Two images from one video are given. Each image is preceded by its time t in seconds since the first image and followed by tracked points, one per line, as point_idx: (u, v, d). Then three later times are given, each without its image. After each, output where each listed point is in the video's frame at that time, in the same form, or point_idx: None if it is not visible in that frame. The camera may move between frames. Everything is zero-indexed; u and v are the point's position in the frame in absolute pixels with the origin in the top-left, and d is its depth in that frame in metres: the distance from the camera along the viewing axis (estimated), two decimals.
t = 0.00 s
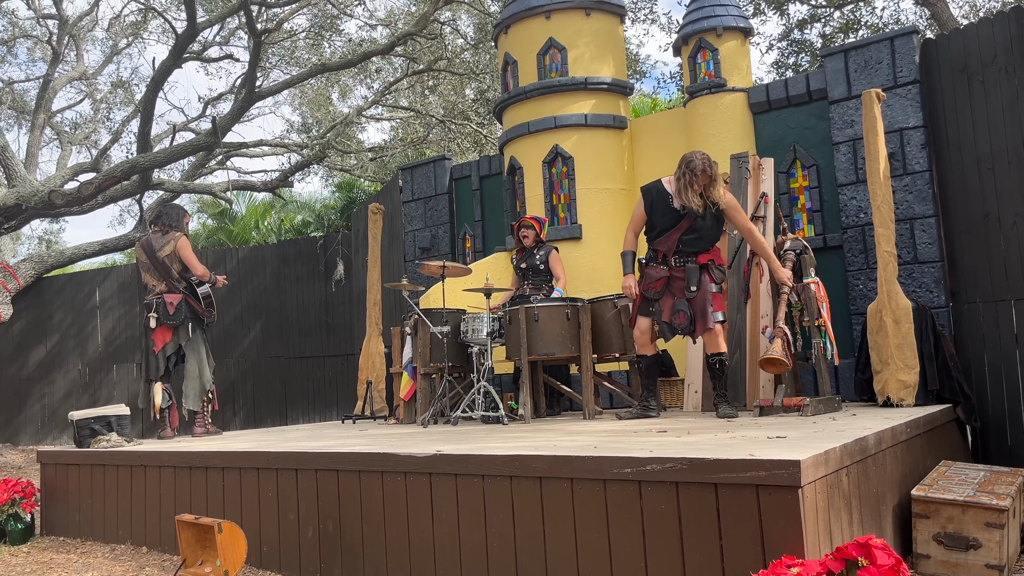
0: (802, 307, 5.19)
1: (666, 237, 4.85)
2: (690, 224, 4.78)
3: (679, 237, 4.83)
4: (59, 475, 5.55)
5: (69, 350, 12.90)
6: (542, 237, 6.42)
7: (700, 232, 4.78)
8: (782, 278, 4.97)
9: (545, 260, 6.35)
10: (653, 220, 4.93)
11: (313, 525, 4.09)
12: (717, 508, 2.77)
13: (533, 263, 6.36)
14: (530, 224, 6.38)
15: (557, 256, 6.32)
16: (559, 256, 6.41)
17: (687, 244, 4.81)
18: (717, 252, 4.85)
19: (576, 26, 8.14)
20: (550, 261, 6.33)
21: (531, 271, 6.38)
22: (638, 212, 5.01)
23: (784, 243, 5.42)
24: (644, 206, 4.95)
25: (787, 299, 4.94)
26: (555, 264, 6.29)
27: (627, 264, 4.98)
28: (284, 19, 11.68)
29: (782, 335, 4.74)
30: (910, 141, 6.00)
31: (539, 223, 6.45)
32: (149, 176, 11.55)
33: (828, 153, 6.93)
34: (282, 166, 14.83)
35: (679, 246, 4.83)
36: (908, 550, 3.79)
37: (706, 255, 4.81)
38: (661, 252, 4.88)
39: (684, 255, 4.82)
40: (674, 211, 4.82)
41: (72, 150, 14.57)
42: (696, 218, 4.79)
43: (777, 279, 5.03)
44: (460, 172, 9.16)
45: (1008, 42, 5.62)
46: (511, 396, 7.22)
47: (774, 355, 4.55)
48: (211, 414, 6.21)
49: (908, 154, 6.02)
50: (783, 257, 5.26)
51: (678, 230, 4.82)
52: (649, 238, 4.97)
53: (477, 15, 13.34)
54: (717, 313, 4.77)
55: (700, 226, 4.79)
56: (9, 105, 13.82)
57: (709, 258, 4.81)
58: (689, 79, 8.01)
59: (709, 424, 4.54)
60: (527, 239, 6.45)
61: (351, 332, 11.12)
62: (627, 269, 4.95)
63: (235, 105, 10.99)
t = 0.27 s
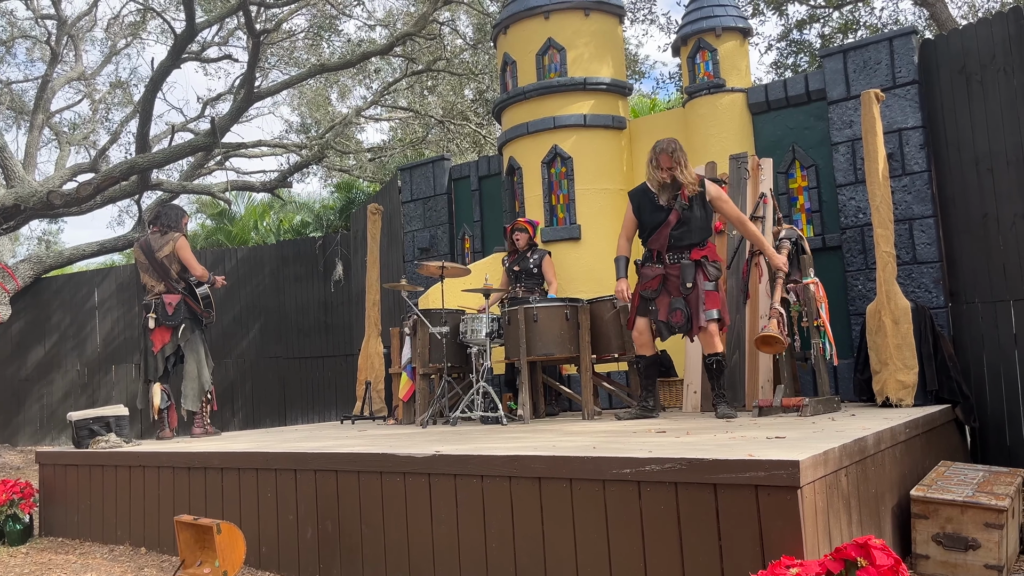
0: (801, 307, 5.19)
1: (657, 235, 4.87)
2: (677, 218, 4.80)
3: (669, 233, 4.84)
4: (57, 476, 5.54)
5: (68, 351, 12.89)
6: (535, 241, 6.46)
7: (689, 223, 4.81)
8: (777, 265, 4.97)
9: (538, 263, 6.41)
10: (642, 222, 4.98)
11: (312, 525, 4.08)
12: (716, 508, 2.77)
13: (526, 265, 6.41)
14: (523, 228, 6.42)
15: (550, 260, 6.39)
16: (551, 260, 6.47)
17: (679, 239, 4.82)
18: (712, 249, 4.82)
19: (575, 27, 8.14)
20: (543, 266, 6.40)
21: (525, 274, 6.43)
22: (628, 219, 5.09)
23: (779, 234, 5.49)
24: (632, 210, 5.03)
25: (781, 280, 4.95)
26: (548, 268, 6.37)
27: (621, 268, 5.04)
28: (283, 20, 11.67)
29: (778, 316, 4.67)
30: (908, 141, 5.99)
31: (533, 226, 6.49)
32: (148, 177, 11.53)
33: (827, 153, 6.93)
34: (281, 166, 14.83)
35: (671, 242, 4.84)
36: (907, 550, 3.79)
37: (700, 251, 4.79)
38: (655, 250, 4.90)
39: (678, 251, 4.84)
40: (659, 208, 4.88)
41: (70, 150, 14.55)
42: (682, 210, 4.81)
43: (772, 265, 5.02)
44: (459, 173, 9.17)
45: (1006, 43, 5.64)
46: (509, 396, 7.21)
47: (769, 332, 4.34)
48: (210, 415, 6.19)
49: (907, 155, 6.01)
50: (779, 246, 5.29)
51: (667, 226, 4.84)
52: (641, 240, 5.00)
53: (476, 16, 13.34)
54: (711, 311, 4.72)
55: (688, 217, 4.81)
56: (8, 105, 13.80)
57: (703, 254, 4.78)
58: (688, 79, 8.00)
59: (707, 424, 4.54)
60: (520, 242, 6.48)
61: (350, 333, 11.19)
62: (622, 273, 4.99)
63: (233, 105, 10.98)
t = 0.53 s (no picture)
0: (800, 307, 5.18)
1: (650, 232, 4.90)
2: (669, 212, 4.85)
3: (662, 229, 4.87)
4: (56, 476, 5.54)
5: (67, 351, 12.88)
6: (533, 242, 6.46)
7: (681, 217, 4.84)
8: (773, 253, 4.99)
9: (537, 264, 6.42)
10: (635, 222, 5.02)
11: (311, 526, 4.08)
12: (715, 508, 2.77)
13: (525, 266, 6.42)
14: (521, 229, 6.42)
15: (549, 261, 6.41)
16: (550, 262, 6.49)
17: (673, 235, 4.84)
18: (706, 245, 4.82)
19: (573, 27, 8.13)
20: (543, 266, 6.41)
21: (524, 275, 6.44)
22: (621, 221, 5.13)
23: (772, 219, 5.40)
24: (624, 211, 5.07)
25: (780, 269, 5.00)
26: (546, 269, 6.38)
27: (615, 271, 5.05)
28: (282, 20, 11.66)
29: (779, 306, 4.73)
30: (907, 141, 6.00)
31: (530, 227, 6.50)
32: (146, 177, 11.52)
33: (826, 154, 6.93)
34: (279, 167, 14.82)
35: (666, 239, 4.86)
36: (906, 550, 3.79)
37: (694, 248, 4.78)
38: (649, 247, 4.92)
39: (673, 247, 4.84)
40: (652, 205, 4.94)
41: (69, 151, 14.54)
42: (673, 205, 4.87)
43: (769, 254, 5.04)
44: (458, 173, 9.17)
45: (1005, 43, 5.63)
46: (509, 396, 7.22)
47: (778, 324, 4.50)
48: (209, 416, 6.19)
49: (906, 155, 6.02)
50: (773, 234, 5.22)
51: (660, 222, 4.87)
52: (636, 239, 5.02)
53: (474, 16, 13.34)
54: (704, 310, 4.72)
55: (680, 211, 4.85)
56: (6, 106, 13.79)
57: (697, 252, 4.78)
58: (686, 79, 8.00)
59: (705, 424, 4.55)
60: (518, 243, 6.48)
61: (348, 333, 11.20)
62: (616, 275, 5.01)
63: (232, 106, 10.98)
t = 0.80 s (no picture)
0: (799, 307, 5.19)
1: (648, 228, 4.88)
2: (666, 207, 4.87)
3: (661, 224, 4.85)
4: (55, 476, 5.53)
5: (65, 352, 12.87)
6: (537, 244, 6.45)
7: (678, 211, 4.86)
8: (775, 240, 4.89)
9: (541, 266, 6.43)
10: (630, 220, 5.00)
11: (310, 527, 4.08)
12: (714, 508, 2.77)
13: (530, 268, 6.43)
14: (525, 231, 6.43)
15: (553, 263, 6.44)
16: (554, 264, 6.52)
17: (671, 231, 4.84)
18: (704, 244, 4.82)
19: (572, 27, 8.13)
20: (547, 269, 6.43)
21: (529, 277, 6.44)
22: (615, 221, 5.11)
23: (772, 208, 5.46)
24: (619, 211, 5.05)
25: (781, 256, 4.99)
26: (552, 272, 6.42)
27: (610, 273, 5.05)
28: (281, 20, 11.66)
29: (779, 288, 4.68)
30: (906, 141, 6.01)
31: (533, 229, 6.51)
32: (145, 177, 11.50)
33: (825, 154, 6.93)
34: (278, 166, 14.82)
35: (665, 235, 4.85)
36: (905, 550, 3.79)
37: (693, 246, 4.79)
38: (647, 244, 4.90)
39: (672, 244, 4.84)
40: (647, 202, 4.95)
41: (68, 151, 14.54)
42: (669, 201, 4.89)
43: (770, 242, 4.99)
44: (457, 173, 9.17)
45: (1004, 43, 5.63)
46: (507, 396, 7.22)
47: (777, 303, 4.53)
48: (208, 416, 6.19)
49: (904, 155, 6.02)
50: (774, 222, 5.26)
51: (657, 217, 4.87)
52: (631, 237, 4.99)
53: (473, 16, 13.33)
54: (704, 308, 4.75)
55: (677, 206, 4.87)
56: (5, 106, 13.78)
57: (697, 249, 4.79)
58: (685, 79, 7.99)
59: (704, 424, 4.56)
60: (522, 246, 6.43)
61: (347, 333, 11.19)
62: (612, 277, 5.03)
63: (231, 105, 10.97)
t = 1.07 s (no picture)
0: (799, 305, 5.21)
1: (649, 226, 4.88)
2: (666, 204, 4.90)
3: (661, 222, 4.88)
4: (53, 475, 5.52)
5: (64, 351, 12.86)
6: (537, 244, 6.44)
7: (676, 209, 4.92)
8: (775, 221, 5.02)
9: (542, 267, 6.44)
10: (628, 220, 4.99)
11: (309, 527, 4.07)
12: (712, 508, 2.77)
13: (531, 269, 6.43)
14: (526, 232, 6.38)
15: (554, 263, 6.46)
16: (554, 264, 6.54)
17: (671, 229, 4.87)
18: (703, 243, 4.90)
19: (571, 26, 8.13)
20: (548, 269, 6.45)
21: (530, 277, 6.45)
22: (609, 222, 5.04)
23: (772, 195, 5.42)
24: (615, 210, 5.01)
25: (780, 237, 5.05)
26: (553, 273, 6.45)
27: (607, 275, 5.04)
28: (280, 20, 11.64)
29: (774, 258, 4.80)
30: (905, 141, 6.01)
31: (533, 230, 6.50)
32: (144, 177, 11.48)
33: (823, 154, 6.94)
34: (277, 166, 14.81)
35: (665, 233, 4.87)
36: (904, 549, 3.79)
37: (694, 245, 4.83)
38: (647, 242, 4.92)
39: (672, 242, 4.86)
40: (645, 200, 4.95)
41: (66, 150, 14.53)
42: (667, 199, 4.93)
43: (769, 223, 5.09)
44: (456, 173, 9.17)
45: (1002, 43, 5.63)
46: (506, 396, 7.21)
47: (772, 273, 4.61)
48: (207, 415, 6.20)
49: (903, 155, 6.02)
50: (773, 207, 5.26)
51: (657, 215, 4.89)
52: (630, 236, 4.99)
53: (472, 15, 13.30)
54: (705, 305, 4.78)
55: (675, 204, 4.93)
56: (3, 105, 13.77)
57: (697, 248, 4.84)
58: (684, 79, 7.98)
59: (703, 423, 4.56)
60: (523, 246, 6.40)
61: (346, 333, 11.17)
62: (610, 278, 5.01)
63: (230, 105, 10.95)
